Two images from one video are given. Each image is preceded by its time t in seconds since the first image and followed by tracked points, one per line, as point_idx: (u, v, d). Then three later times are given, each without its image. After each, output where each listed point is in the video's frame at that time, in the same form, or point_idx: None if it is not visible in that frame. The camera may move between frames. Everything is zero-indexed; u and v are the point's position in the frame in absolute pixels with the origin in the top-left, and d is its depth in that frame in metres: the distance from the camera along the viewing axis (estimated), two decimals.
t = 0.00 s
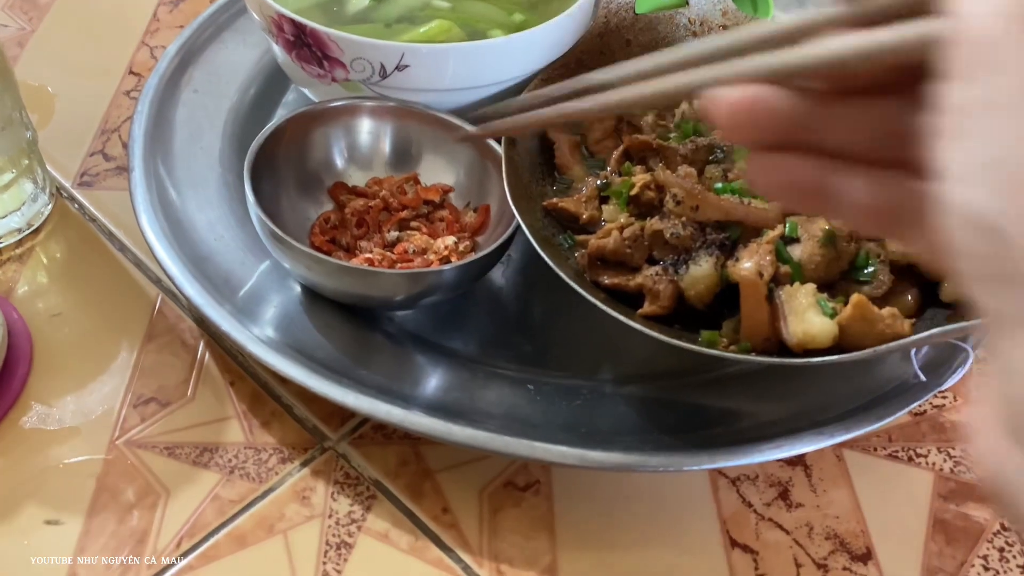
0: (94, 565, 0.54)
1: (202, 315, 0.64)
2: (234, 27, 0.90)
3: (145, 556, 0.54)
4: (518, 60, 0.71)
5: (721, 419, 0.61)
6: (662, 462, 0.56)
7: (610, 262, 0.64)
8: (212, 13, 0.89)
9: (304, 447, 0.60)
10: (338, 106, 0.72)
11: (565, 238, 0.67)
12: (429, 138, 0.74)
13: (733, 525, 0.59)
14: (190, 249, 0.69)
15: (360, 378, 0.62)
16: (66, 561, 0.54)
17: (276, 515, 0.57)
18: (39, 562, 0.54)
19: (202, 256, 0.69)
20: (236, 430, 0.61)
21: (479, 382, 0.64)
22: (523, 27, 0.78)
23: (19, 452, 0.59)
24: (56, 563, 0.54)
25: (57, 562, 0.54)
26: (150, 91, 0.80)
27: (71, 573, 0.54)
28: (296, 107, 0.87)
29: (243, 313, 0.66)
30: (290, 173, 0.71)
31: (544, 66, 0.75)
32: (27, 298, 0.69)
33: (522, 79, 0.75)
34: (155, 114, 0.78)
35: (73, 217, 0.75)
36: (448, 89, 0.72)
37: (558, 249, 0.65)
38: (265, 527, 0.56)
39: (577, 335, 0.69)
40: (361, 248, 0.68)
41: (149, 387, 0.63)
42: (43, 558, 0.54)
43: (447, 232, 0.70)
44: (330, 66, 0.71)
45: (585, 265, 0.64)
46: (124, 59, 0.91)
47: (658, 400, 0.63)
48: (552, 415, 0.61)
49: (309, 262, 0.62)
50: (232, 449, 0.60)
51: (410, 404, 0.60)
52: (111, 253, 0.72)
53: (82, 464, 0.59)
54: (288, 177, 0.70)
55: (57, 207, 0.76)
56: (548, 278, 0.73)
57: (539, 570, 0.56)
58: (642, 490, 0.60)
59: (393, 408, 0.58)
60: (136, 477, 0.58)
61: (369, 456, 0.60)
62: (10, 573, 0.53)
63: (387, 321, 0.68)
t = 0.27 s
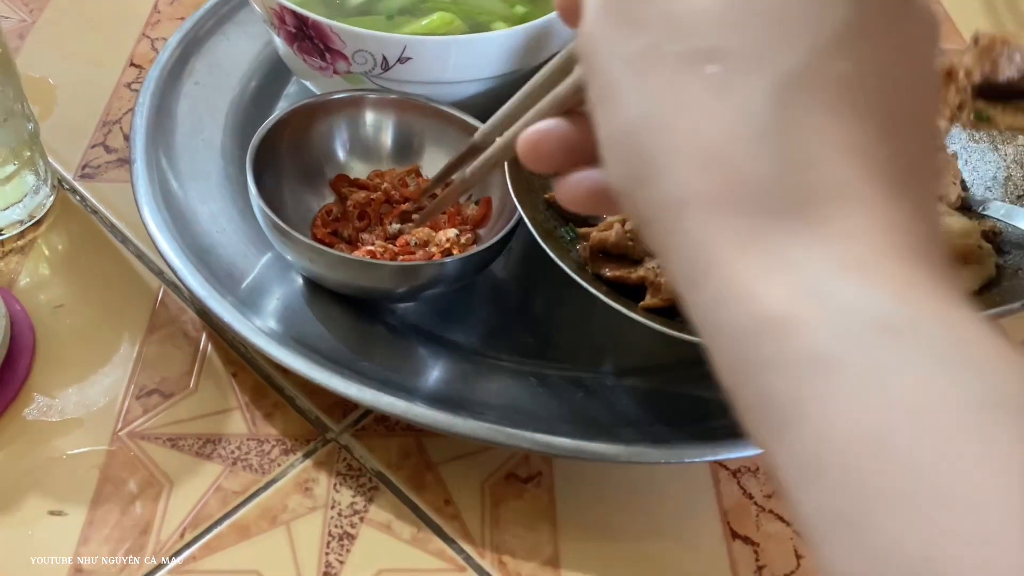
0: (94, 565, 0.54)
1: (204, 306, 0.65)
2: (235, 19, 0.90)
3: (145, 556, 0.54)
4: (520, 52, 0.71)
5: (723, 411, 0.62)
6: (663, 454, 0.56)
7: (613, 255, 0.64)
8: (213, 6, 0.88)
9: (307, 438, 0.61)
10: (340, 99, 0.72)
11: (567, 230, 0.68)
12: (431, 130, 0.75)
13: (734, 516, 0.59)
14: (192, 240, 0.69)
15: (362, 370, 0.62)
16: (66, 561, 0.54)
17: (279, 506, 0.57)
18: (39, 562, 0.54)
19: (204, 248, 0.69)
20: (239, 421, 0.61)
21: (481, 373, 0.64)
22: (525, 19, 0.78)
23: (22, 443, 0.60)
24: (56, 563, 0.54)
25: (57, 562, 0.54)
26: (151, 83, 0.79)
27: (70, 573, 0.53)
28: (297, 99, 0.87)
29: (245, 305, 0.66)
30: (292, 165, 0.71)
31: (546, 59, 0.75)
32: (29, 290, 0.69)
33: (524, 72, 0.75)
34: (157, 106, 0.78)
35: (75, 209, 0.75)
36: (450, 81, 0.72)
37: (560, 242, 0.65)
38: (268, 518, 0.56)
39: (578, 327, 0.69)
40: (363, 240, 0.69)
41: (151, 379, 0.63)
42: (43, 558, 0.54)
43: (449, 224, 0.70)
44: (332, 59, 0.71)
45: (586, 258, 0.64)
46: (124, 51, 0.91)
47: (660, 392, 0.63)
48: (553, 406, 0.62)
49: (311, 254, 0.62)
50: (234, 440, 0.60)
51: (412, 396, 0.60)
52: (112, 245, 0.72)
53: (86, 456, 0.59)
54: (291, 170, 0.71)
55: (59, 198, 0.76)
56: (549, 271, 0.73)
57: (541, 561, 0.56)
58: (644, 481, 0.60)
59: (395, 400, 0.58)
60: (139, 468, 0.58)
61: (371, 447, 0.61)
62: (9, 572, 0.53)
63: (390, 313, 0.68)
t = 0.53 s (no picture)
0: (94, 565, 0.54)
1: (207, 309, 0.65)
2: (237, 19, 0.89)
3: (143, 556, 0.54)
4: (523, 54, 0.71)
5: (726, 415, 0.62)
6: (667, 459, 0.56)
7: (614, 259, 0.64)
8: (215, 5, 0.88)
9: (310, 441, 0.61)
10: (343, 100, 0.71)
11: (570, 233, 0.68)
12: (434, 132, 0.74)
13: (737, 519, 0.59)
14: (195, 242, 0.69)
15: (365, 373, 0.62)
16: (66, 561, 0.54)
17: (283, 509, 0.57)
18: (39, 562, 0.54)
19: (207, 249, 0.69)
20: (242, 424, 0.61)
21: (484, 376, 0.64)
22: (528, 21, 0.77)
23: (25, 445, 0.60)
24: (56, 563, 0.54)
25: (57, 562, 0.54)
26: (153, 83, 0.79)
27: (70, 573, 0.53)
28: (299, 99, 0.87)
29: (248, 307, 0.66)
30: (295, 167, 0.71)
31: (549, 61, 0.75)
32: (31, 292, 0.69)
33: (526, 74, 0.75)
34: (160, 107, 0.78)
35: (77, 210, 0.75)
36: (453, 83, 0.71)
37: (564, 245, 0.65)
38: (272, 521, 0.56)
39: (581, 330, 0.69)
40: (365, 242, 0.68)
41: (155, 381, 0.63)
42: (44, 558, 0.54)
43: (452, 227, 0.70)
44: (335, 60, 0.70)
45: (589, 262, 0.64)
46: (126, 51, 0.91)
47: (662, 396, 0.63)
48: (556, 410, 0.62)
49: (314, 257, 0.62)
50: (238, 443, 0.60)
51: (415, 399, 0.60)
52: (115, 246, 0.72)
53: (89, 458, 0.59)
54: (293, 171, 0.70)
55: (61, 199, 0.76)
56: (552, 273, 0.73)
57: (545, 564, 0.56)
58: (647, 485, 0.60)
59: (398, 403, 0.58)
60: (142, 471, 0.58)
61: (374, 450, 0.61)
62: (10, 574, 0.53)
63: (393, 315, 0.68)
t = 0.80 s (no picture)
0: (94, 565, 0.54)
1: (208, 307, 0.64)
2: (238, 16, 0.89)
3: (144, 556, 0.54)
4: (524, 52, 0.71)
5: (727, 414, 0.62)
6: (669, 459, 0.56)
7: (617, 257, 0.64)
8: (216, 3, 0.88)
9: (312, 440, 0.61)
10: (345, 98, 0.71)
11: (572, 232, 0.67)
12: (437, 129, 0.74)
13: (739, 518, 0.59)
14: (195, 240, 0.69)
15: (367, 372, 0.62)
16: (66, 561, 0.54)
17: (284, 508, 0.57)
18: (39, 562, 0.54)
19: (208, 248, 0.69)
20: (244, 423, 0.61)
21: (485, 375, 0.64)
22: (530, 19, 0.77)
23: (26, 444, 0.59)
24: (56, 563, 0.54)
25: (57, 562, 0.54)
26: (154, 80, 0.79)
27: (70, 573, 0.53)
28: (300, 97, 0.87)
29: (249, 306, 0.66)
30: (296, 165, 0.70)
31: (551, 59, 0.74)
32: (32, 290, 0.68)
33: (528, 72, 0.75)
34: (160, 105, 0.78)
35: (78, 208, 0.75)
36: (455, 81, 0.71)
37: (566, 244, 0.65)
38: (274, 520, 0.56)
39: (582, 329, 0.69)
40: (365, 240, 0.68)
41: (156, 380, 0.63)
42: (44, 558, 0.54)
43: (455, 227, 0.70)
44: (336, 58, 0.70)
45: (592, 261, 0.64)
46: (126, 48, 0.91)
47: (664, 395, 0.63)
48: (558, 409, 0.61)
49: (316, 255, 0.62)
50: (239, 442, 0.60)
51: (416, 398, 0.60)
52: (116, 244, 0.72)
53: (90, 457, 0.59)
54: (295, 169, 0.70)
55: (61, 197, 0.76)
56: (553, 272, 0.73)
57: (547, 564, 0.56)
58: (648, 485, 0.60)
59: (400, 403, 0.58)
60: (143, 470, 0.58)
61: (376, 449, 0.60)
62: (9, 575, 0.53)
63: (394, 314, 0.68)
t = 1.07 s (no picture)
0: (94, 565, 0.54)
1: (209, 305, 0.65)
2: (238, 14, 0.89)
3: (144, 557, 0.54)
4: (523, 51, 0.71)
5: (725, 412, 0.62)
6: (666, 456, 0.56)
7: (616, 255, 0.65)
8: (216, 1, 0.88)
9: (312, 437, 0.61)
10: (345, 97, 0.71)
11: (571, 230, 0.68)
12: (436, 128, 0.74)
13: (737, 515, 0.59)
14: (195, 238, 0.69)
15: (367, 369, 0.62)
16: (66, 561, 0.54)
17: (284, 505, 0.57)
18: (40, 561, 0.54)
19: (208, 246, 0.69)
20: (244, 420, 0.62)
21: (484, 373, 0.64)
22: (529, 18, 0.77)
23: (27, 441, 0.60)
24: (56, 563, 0.54)
25: (57, 562, 0.54)
26: (154, 79, 0.79)
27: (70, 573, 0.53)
28: (300, 95, 0.87)
29: (249, 303, 0.66)
30: (296, 164, 0.71)
31: (550, 58, 0.75)
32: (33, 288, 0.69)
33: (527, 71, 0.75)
34: (161, 103, 0.78)
35: (78, 206, 0.75)
36: (454, 80, 0.71)
37: (565, 242, 0.65)
38: (274, 517, 0.57)
39: (581, 326, 0.69)
40: (364, 240, 0.68)
41: (156, 377, 0.63)
42: (44, 558, 0.54)
43: (454, 225, 0.71)
44: (336, 57, 0.70)
45: (590, 258, 0.64)
46: (126, 47, 0.91)
47: (662, 393, 0.64)
48: (557, 406, 0.62)
49: (316, 253, 0.62)
50: (239, 439, 0.60)
51: (415, 396, 0.60)
52: (116, 243, 0.72)
53: (91, 454, 0.59)
54: (295, 167, 0.70)
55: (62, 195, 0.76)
56: (552, 271, 0.74)
57: (545, 560, 0.56)
58: (646, 483, 0.61)
59: (399, 400, 0.58)
60: (144, 467, 0.58)
61: (375, 447, 0.61)
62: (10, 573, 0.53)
63: (393, 311, 0.68)
